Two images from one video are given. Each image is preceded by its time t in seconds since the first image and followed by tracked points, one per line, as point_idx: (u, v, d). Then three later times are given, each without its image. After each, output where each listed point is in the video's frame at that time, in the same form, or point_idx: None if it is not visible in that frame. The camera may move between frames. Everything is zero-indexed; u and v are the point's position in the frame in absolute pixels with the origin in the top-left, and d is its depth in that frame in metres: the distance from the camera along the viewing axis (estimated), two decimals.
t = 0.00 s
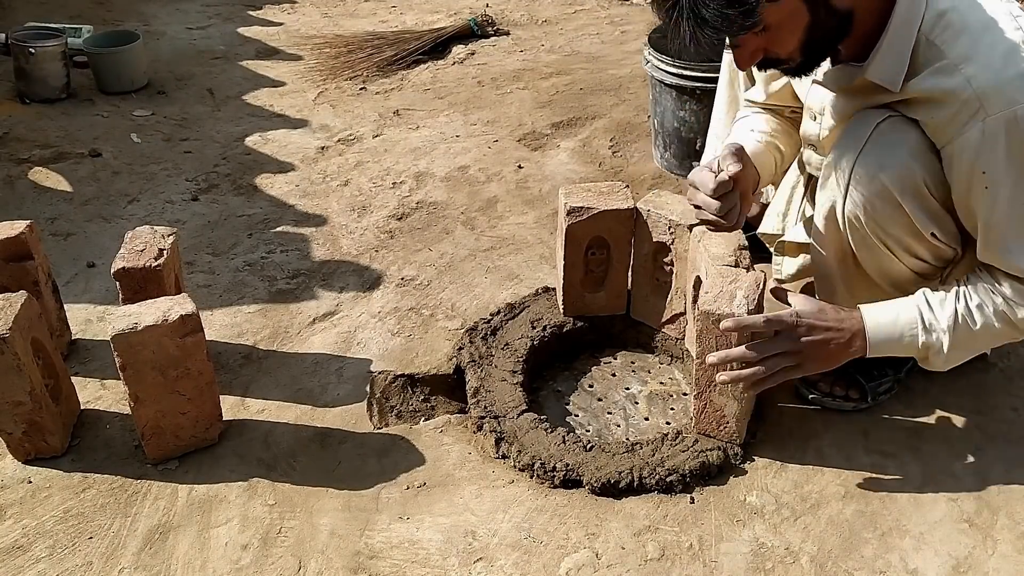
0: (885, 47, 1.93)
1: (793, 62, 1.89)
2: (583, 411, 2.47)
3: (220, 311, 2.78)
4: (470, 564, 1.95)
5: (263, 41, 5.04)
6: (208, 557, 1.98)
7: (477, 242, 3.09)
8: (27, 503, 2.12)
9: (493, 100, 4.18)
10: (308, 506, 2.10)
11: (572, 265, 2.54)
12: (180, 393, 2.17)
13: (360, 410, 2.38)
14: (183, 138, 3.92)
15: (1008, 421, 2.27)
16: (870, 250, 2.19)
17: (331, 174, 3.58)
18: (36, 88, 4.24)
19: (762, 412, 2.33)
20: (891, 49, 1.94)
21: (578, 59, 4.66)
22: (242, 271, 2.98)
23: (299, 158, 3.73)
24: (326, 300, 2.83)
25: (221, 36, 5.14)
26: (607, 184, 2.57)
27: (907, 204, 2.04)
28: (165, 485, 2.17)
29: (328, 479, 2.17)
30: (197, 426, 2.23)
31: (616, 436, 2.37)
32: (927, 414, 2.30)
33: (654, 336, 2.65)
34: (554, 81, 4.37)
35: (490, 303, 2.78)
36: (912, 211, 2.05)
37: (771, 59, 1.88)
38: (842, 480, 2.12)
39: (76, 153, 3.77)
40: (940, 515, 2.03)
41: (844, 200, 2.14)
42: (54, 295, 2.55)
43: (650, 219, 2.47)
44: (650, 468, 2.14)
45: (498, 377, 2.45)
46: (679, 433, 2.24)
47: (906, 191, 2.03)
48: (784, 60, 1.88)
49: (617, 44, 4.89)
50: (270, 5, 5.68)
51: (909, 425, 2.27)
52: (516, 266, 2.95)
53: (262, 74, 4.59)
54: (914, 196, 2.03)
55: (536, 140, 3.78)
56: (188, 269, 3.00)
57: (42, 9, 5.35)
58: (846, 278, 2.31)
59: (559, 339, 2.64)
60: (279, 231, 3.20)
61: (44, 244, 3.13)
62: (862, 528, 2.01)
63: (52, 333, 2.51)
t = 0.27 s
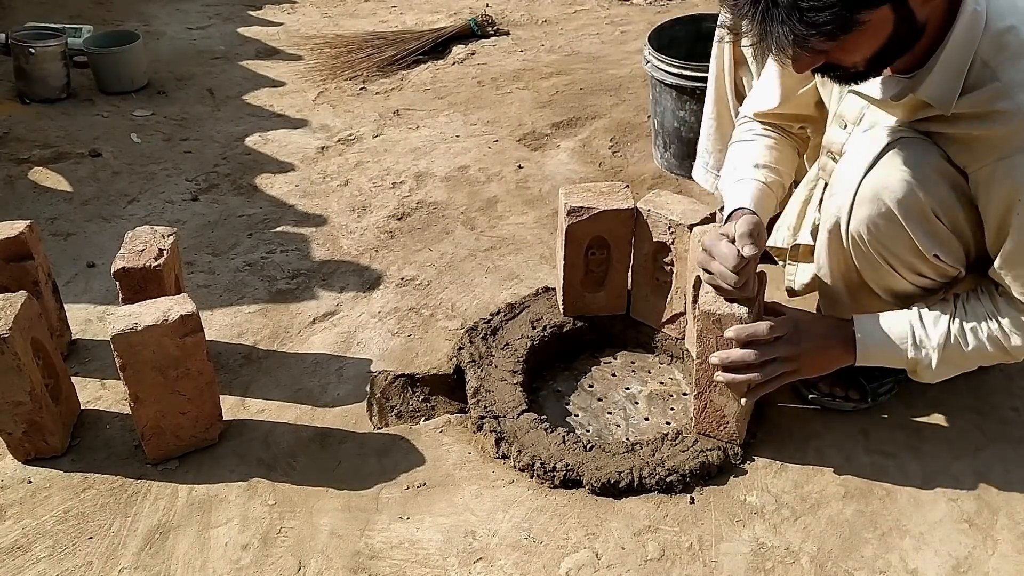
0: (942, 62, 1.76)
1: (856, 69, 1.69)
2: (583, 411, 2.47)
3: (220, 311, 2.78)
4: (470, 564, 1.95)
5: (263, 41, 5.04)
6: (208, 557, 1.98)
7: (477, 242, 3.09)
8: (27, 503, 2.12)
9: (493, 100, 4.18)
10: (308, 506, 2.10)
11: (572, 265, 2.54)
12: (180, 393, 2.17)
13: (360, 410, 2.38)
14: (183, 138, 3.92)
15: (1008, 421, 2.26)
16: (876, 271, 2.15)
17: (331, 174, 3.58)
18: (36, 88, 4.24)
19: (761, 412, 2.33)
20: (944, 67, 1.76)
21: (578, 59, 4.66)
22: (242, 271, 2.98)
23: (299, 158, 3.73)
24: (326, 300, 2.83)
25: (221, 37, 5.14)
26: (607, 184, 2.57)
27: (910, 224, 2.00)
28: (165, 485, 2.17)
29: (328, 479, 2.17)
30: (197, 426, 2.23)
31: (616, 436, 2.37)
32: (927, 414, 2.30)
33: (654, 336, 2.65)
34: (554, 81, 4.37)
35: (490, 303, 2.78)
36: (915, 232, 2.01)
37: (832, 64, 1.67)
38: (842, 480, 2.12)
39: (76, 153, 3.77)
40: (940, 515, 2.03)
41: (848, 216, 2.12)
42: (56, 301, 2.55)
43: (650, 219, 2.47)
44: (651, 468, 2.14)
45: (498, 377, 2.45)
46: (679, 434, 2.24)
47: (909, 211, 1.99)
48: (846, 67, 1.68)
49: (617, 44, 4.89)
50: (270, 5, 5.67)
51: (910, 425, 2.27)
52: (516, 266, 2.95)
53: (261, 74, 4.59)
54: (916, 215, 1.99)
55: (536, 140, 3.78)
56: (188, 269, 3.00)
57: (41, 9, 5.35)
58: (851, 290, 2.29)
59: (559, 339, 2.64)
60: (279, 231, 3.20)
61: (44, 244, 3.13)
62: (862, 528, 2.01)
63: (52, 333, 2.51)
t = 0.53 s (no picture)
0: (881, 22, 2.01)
1: (751, 27, 2.07)
2: (583, 411, 2.47)
3: (220, 311, 2.78)
4: (470, 563, 1.95)
5: (263, 41, 5.04)
6: (208, 557, 1.98)
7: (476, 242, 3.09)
8: (27, 503, 2.12)
9: (493, 100, 4.18)
10: (308, 506, 2.10)
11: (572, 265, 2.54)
12: (180, 393, 2.17)
13: (360, 409, 2.38)
14: (183, 138, 3.92)
15: (1008, 421, 2.27)
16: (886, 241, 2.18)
17: (331, 174, 3.58)
18: (36, 88, 4.24)
19: (761, 412, 2.33)
20: (883, 28, 2.01)
21: (579, 59, 4.66)
22: (242, 271, 2.98)
23: (299, 158, 3.73)
24: (326, 300, 2.83)
25: (221, 37, 5.14)
26: (607, 184, 2.57)
27: (911, 176, 2.08)
28: (165, 485, 2.17)
29: (328, 479, 2.17)
30: (197, 426, 2.23)
31: (615, 436, 2.37)
32: (927, 414, 2.30)
33: (654, 336, 2.65)
34: (554, 81, 4.37)
35: (490, 303, 2.78)
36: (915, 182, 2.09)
37: (733, 12, 2.05)
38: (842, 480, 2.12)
39: (76, 153, 3.77)
40: (940, 515, 2.03)
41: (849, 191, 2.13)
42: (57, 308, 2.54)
43: (650, 219, 2.47)
44: (650, 468, 2.14)
45: (498, 377, 2.45)
46: (679, 434, 2.24)
47: (905, 164, 2.07)
48: (745, 20, 2.05)
49: (617, 44, 4.89)
50: (270, 5, 5.67)
51: (909, 425, 2.27)
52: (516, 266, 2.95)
53: (262, 74, 4.59)
54: (913, 168, 2.08)
55: (536, 140, 3.78)
56: (188, 269, 3.00)
57: (41, 9, 5.35)
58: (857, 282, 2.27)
59: (559, 339, 2.64)
60: (279, 231, 3.20)
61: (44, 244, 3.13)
62: (862, 528, 2.01)
63: (52, 333, 2.51)
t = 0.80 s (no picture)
0: None
1: None
2: (583, 411, 2.47)
3: (220, 311, 2.78)
4: (470, 563, 1.95)
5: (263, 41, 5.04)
6: (208, 557, 1.98)
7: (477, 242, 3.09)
8: (27, 503, 2.12)
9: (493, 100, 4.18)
10: (308, 506, 2.10)
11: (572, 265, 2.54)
12: (180, 393, 2.17)
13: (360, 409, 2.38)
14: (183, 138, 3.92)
15: (1007, 420, 2.27)
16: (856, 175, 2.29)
17: (331, 174, 3.58)
18: (36, 88, 4.24)
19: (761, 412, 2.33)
20: None
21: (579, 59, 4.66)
22: (242, 271, 2.98)
23: (299, 158, 3.73)
24: (326, 300, 2.83)
25: (221, 36, 5.14)
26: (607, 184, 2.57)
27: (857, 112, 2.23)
28: (165, 485, 2.17)
29: (328, 479, 2.17)
30: (197, 426, 2.23)
31: (615, 436, 2.37)
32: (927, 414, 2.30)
33: (654, 336, 2.65)
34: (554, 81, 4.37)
35: (490, 303, 2.78)
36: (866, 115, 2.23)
37: None
38: (842, 480, 2.12)
39: (76, 153, 3.77)
40: (940, 515, 2.03)
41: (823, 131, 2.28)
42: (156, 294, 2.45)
43: (650, 219, 2.47)
44: (650, 468, 2.14)
45: (498, 377, 2.45)
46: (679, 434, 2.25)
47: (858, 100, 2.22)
48: None
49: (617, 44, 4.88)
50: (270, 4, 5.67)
51: (909, 424, 2.27)
52: (516, 266, 2.95)
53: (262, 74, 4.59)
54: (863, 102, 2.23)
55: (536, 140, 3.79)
56: (188, 269, 3.00)
57: (42, 9, 5.35)
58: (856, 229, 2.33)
59: (559, 339, 2.64)
60: (279, 231, 3.20)
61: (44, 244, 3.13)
62: (862, 528, 2.01)
63: (52, 333, 2.51)
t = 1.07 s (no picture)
0: None
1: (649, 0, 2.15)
2: (584, 411, 2.47)
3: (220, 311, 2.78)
4: (470, 563, 1.95)
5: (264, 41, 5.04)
6: (208, 557, 1.98)
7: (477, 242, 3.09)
8: (27, 503, 2.12)
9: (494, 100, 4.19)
10: (308, 506, 2.10)
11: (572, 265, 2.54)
12: (180, 393, 2.17)
13: (360, 409, 2.38)
14: (183, 138, 3.92)
15: (1007, 420, 2.27)
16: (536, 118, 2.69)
17: (331, 174, 3.58)
18: (36, 88, 4.24)
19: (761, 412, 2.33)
20: None
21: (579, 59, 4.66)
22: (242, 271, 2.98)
23: (299, 158, 3.73)
24: (326, 300, 2.83)
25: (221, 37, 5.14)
26: (607, 184, 2.57)
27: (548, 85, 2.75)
28: (165, 485, 2.17)
29: (328, 479, 2.17)
30: (197, 426, 2.23)
31: (615, 436, 2.36)
32: (927, 414, 2.30)
33: (654, 336, 2.65)
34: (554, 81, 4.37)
35: (490, 303, 2.78)
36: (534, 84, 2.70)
37: None
38: (842, 480, 2.12)
39: (76, 153, 3.77)
40: (940, 515, 2.03)
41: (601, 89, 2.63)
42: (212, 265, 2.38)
43: (650, 219, 2.47)
44: (650, 468, 2.14)
45: (498, 377, 2.45)
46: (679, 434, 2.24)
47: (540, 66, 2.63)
48: None
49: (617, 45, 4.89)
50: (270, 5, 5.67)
51: (909, 424, 2.27)
52: (516, 266, 2.95)
53: (262, 74, 4.59)
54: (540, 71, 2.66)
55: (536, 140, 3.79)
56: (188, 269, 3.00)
57: (42, 9, 5.35)
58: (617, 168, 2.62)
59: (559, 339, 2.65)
60: (279, 231, 3.20)
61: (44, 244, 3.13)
62: (862, 528, 2.01)
63: (52, 333, 2.51)
